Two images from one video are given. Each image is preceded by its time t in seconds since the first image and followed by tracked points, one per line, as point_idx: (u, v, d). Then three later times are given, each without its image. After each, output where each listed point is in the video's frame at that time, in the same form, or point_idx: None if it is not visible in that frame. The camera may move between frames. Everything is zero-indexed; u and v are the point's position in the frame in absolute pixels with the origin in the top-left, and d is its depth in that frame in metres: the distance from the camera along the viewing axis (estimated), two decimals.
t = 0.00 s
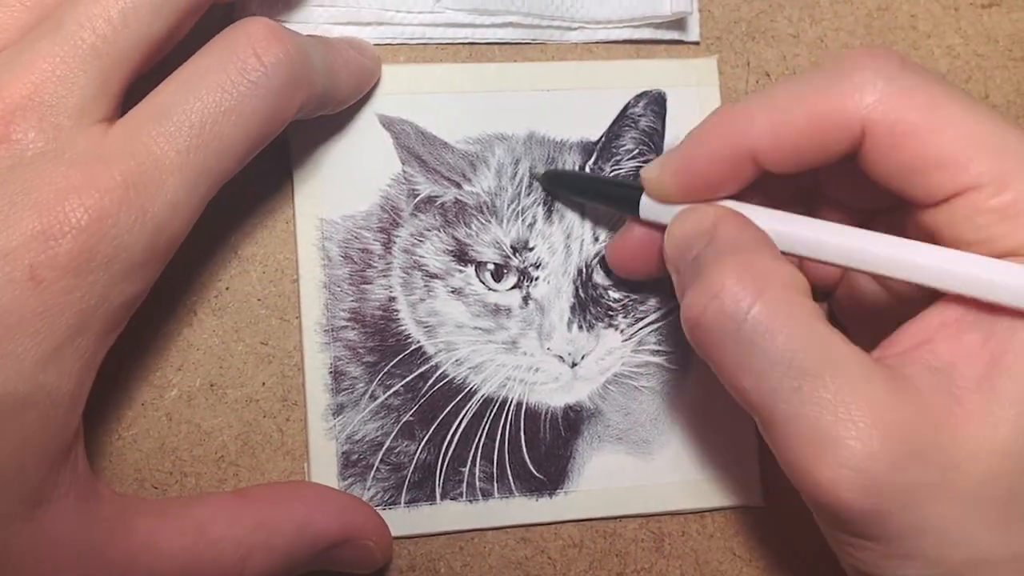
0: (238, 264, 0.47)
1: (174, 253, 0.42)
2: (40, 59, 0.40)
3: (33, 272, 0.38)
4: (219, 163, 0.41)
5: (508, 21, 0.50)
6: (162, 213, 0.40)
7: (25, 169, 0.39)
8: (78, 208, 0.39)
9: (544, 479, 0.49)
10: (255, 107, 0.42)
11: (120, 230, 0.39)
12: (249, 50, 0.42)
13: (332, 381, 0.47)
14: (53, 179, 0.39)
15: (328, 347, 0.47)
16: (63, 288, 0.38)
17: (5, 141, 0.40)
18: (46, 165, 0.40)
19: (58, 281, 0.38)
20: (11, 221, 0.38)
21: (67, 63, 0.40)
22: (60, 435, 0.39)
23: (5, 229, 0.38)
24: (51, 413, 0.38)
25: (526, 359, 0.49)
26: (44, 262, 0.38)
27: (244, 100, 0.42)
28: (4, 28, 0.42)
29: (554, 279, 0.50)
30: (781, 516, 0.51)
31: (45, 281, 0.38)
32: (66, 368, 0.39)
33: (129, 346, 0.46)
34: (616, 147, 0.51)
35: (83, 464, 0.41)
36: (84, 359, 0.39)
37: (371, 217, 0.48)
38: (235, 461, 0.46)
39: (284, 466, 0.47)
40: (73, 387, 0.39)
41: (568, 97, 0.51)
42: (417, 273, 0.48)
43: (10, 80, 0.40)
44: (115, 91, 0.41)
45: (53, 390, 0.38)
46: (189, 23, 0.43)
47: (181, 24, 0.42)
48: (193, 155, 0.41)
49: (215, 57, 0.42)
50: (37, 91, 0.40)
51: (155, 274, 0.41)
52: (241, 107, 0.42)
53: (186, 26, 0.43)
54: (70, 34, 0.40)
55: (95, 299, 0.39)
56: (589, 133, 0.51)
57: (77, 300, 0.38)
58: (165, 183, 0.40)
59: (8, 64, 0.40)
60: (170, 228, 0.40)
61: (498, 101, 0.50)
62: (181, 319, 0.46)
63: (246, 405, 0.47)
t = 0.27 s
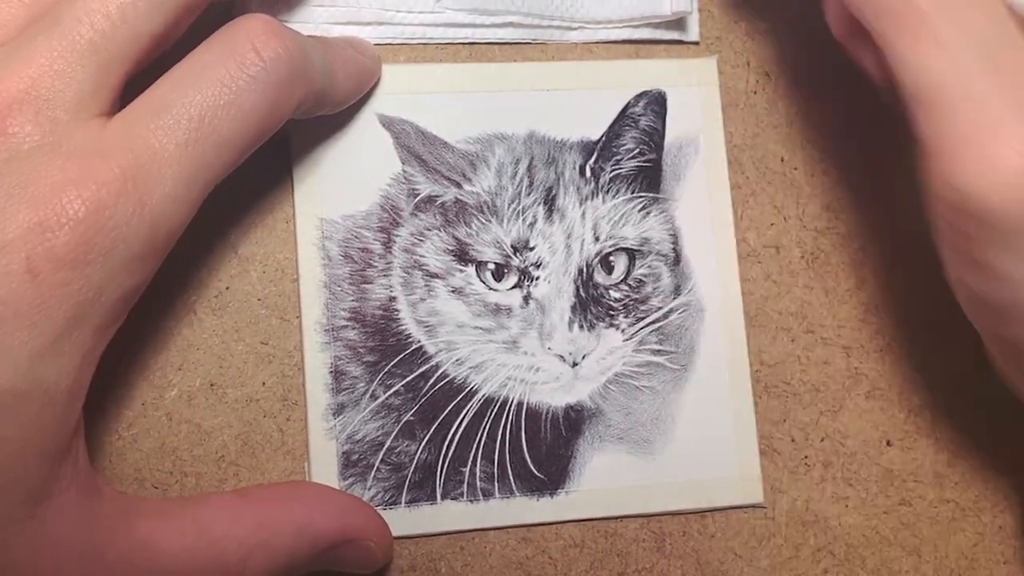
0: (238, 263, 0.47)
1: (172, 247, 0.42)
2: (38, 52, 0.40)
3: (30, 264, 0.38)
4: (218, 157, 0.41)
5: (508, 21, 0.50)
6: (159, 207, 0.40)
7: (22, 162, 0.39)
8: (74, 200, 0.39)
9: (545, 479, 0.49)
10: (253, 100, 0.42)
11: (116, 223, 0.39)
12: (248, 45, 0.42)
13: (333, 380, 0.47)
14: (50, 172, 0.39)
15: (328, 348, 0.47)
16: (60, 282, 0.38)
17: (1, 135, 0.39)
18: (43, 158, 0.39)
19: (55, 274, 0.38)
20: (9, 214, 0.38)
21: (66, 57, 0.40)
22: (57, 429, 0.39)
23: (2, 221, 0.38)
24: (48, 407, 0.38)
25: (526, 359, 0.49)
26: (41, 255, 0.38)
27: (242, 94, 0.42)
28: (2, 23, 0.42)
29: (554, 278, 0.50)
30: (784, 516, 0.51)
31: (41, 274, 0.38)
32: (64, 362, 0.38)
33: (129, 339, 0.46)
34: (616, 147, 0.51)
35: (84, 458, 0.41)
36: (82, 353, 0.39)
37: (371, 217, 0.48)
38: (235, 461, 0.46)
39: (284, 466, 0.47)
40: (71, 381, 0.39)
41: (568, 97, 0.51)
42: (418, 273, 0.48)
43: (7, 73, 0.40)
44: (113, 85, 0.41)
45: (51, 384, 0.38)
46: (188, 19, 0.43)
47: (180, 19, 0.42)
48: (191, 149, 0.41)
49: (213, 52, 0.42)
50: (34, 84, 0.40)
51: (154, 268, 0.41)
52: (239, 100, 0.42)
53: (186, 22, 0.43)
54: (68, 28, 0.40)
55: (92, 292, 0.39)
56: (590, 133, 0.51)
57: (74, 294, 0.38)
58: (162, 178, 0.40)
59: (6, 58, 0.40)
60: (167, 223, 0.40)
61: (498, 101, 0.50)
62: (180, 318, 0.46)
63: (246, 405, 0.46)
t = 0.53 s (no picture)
0: (238, 263, 0.47)
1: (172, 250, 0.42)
2: (36, 57, 0.40)
3: (29, 269, 0.38)
4: (217, 161, 0.41)
5: (508, 21, 0.50)
6: (158, 209, 0.40)
7: (22, 167, 0.39)
8: (73, 205, 0.39)
9: (544, 479, 0.49)
10: (250, 105, 0.42)
11: (115, 227, 0.39)
12: (247, 48, 0.42)
13: (333, 381, 0.47)
14: (50, 176, 0.39)
15: (328, 348, 0.47)
16: (59, 285, 0.38)
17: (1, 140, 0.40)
18: (43, 163, 0.40)
19: (54, 278, 0.38)
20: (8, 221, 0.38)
21: (64, 61, 0.40)
22: (57, 432, 0.39)
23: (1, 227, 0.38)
24: (47, 410, 0.38)
25: (526, 359, 0.49)
26: (40, 259, 0.38)
27: (240, 98, 0.42)
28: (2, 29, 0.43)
29: (554, 279, 0.50)
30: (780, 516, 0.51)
31: (41, 278, 0.38)
32: (63, 365, 0.39)
33: (128, 342, 0.46)
34: (616, 147, 0.51)
35: (83, 461, 0.41)
36: (81, 357, 0.39)
37: (371, 218, 0.48)
38: (235, 461, 0.46)
39: (284, 467, 0.47)
40: (70, 384, 0.39)
41: (569, 96, 0.51)
42: (417, 273, 0.48)
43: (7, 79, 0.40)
44: (112, 90, 0.41)
45: (49, 387, 0.38)
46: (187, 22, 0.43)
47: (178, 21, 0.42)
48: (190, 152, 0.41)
49: (212, 55, 0.42)
50: (34, 91, 0.40)
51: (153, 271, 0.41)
52: (237, 104, 0.42)
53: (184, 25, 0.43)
54: (66, 32, 0.40)
55: (91, 295, 0.39)
56: (590, 133, 0.51)
57: (73, 297, 0.38)
58: (161, 179, 0.40)
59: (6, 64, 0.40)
60: (167, 226, 0.40)
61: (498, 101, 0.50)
62: (179, 320, 0.46)
63: (246, 405, 0.47)
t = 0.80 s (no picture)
0: (238, 264, 0.47)
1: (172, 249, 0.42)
2: (36, 55, 0.40)
3: (30, 268, 0.38)
4: (217, 160, 0.41)
5: (508, 22, 0.50)
6: (159, 208, 0.40)
7: (22, 165, 0.39)
8: (75, 203, 0.39)
9: (544, 480, 0.49)
10: (250, 103, 0.42)
11: (116, 226, 0.39)
12: (246, 46, 0.42)
13: (333, 381, 0.47)
14: (50, 175, 0.39)
15: (328, 348, 0.47)
16: (60, 285, 0.38)
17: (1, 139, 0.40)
18: (44, 161, 0.40)
19: (55, 277, 0.38)
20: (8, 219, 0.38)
21: (64, 60, 0.41)
22: (59, 432, 0.39)
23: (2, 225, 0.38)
24: (48, 410, 0.38)
25: (526, 360, 0.49)
26: (41, 258, 0.38)
27: (239, 96, 0.42)
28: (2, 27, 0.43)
29: (553, 279, 0.50)
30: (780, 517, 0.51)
31: (42, 278, 0.38)
32: (64, 365, 0.39)
33: (128, 341, 0.46)
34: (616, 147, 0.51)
35: (85, 461, 0.41)
36: (83, 357, 0.39)
37: (371, 218, 0.48)
38: (235, 462, 0.46)
39: (284, 467, 0.47)
40: (71, 385, 0.39)
41: (569, 96, 0.51)
42: (417, 273, 0.48)
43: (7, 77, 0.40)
44: (112, 88, 0.41)
45: (51, 385, 0.38)
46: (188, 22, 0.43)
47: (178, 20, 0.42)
48: (190, 151, 0.41)
49: (213, 54, 0.42)
50: (34, 89, 0.40)
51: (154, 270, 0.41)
52: (236, 103, 0.42)
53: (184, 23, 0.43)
54: (66, 29, 0.40)
55: (92, 295, 0.39)
56: (590, 134, 0.51)
57: (74, 297, 0.38)
58: (162, 179, 0.40)
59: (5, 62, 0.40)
60: (168, 224, 0.40)
61: (498, 101, 0.50)
62: (179, 319, 0.46)
63: (246, 406, 0.47)
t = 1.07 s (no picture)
0: (238, 264, 0.47)
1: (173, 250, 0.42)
2: (36, 56, 0.40)
3: (30, 268, 0.38)
4: (217, 160, 0.42)
5: (508, 22, 0.50)
6: (159, 209, 0.40)
7: (22, 166, 0.39)
8: (75, 204, 0.39)
9: (544, 479, 0.49)
10: (251, 103, 0.42)
11: (116, 226, 0.39)
12: (246, 46, 0.42)
13: (332, 381, 0.47)
14: (50, 175, 0.39)
15: (328, 348, 0.47)
16: (60, 285, 0.38)
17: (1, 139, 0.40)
18: (44, 162, 0.40)
19: (55, 278, 0.38)
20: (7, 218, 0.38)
21: (65, 61, 0.41)
22: (59, 433, 0.39)
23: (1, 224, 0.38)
24: (49, 410, 0.38)
25: (526, 360, 0.49)
26: (41, 258, 0.38)
27: (240, 96, 0.42)
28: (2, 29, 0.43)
29: (553, 279, 0.50)
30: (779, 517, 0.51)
31: (42, 278, 0.38)
32: (65, 365, 0.39)
33: (130, 342, 0.46)
34: (615, 147, 0.51)
35: (86, 462, 0.41)
36: (83, 357, 0.39)
37: (370, 218, 0.48)
38: (235, 461, 0.46)
39: (284, 467, 0.47)
40: (72, 386, 0.39)
41: (569, 97, 0.51)
42: (417, 273, 0.48)
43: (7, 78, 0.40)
44: (112, 89, 0.41)
45: (52, 385, 0.38)
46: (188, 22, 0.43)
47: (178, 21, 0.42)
48: (191, 152, 0.41)
49: (213, 55, 0.42)
50: (34, 90, 0.40)
51: (154, 271, 0.41)
52: (237, 103, 0.42)
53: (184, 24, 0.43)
54: (66, 30, 0.40)
55: (92, 296, 0.39)
56: (590, 134, 0.51)
57: (74, 297, 0.38)
58: (162, 179, 0.40)
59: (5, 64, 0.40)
60: (168, 224, 0.40)
61: (498, 101, 0.50)
62: (179, 319, 0.46)
63: (246, 406, 0.47)
